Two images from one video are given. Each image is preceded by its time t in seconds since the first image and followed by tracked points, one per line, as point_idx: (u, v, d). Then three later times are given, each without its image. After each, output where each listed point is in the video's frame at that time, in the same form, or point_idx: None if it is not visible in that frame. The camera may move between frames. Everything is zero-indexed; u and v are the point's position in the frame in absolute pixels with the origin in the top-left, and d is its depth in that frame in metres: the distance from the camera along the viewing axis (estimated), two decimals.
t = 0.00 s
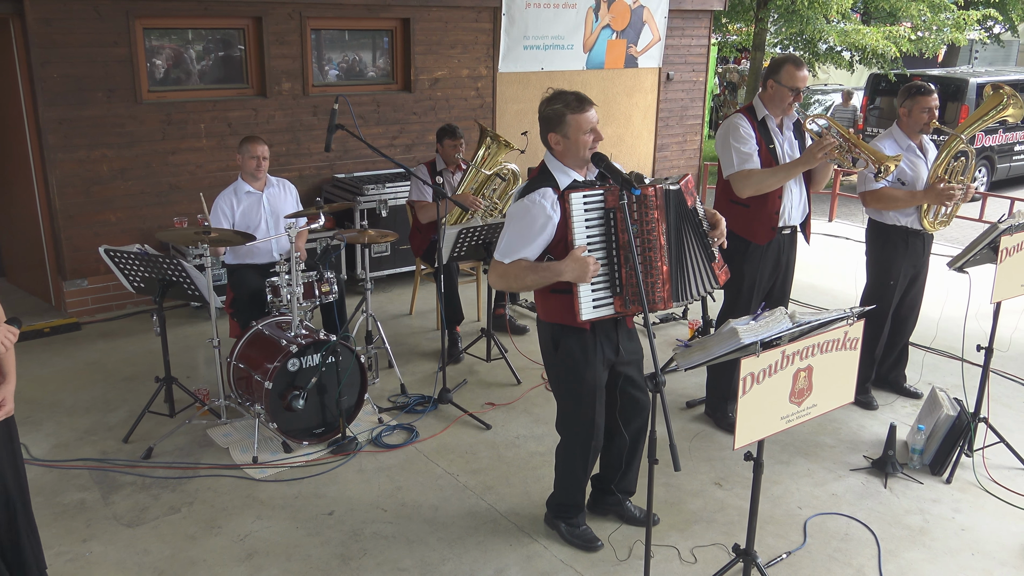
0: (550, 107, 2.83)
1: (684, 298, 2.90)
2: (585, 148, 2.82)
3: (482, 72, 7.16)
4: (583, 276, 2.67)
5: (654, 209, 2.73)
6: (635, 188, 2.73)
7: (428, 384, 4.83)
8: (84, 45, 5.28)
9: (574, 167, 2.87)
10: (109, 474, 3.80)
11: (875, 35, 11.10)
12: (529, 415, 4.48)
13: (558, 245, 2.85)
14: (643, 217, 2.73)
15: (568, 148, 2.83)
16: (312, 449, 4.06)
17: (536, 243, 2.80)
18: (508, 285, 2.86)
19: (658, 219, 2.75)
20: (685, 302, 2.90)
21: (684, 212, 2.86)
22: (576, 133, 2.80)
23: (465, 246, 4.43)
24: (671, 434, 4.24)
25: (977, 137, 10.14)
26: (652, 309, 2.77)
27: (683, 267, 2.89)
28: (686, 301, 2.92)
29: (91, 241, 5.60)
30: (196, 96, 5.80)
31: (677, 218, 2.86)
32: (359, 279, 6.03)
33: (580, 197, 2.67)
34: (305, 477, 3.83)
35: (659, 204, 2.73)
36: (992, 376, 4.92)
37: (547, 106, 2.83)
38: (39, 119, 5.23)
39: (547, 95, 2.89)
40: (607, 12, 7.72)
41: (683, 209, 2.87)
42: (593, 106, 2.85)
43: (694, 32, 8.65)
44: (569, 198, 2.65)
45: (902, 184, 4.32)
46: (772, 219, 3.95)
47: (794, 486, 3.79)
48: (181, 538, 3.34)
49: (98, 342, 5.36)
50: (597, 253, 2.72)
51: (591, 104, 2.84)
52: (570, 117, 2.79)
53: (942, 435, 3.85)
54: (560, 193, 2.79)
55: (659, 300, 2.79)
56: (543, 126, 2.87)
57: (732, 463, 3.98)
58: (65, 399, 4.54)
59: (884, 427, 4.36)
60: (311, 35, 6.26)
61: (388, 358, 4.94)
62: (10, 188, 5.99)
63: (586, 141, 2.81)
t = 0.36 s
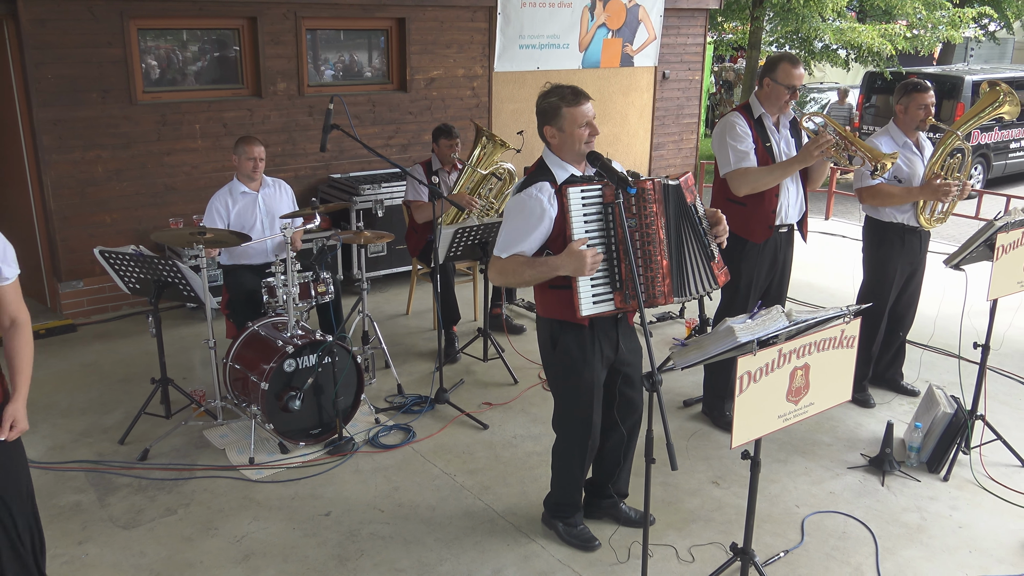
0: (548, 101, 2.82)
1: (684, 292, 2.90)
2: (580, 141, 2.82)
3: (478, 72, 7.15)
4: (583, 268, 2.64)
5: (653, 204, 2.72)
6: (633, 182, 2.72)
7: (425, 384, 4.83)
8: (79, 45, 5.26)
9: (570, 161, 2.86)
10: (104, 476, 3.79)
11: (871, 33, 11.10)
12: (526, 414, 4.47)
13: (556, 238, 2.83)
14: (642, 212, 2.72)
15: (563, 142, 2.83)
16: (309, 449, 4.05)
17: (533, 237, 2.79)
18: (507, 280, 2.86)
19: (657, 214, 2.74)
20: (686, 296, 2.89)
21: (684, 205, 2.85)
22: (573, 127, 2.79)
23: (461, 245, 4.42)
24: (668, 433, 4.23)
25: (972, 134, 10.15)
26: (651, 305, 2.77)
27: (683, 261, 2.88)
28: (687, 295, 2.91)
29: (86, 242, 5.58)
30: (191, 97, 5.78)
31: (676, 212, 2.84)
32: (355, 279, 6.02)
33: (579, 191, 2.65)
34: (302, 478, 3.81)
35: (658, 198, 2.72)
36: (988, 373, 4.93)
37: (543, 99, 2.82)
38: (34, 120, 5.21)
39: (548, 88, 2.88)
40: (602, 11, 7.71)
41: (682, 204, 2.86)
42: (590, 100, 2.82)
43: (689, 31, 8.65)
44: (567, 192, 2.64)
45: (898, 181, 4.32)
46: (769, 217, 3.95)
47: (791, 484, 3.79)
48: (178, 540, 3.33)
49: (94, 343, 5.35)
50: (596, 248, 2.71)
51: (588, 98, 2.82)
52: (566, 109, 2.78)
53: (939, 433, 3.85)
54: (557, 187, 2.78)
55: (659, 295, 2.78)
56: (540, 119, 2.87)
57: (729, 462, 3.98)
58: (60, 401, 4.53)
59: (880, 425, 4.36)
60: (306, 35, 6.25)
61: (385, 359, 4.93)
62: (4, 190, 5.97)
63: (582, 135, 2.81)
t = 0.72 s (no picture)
0: (562, 91, 2.80)
1: (681, 292, 2.88)
2: (583, 138, 2.80)
3: (475, 70, 7.14)
4: (578, 261, 2.64)
5: (654, 200, 2.71)
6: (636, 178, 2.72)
7: (424, 383, 4.83)
8: (75, 45, 5.25)
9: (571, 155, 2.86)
10: (103, 475, 3.79)
11: (868, 30, 11.10)
12: (525, 413, 4.47)
13: (557, 225, 2.83)
14: (643, 208, 2.72)
15: (566, 135, 2.83)
16: (307, 448, 4.05)
17: (532, 222, 2.80)
18: (504, 265, 2.84)
19: (658, 211, 2.73)
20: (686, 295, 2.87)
21: (686, 206, 2.83)
22: (578, 124, 2.78)
23: (460, 244, 4.42)
24: (667, 431, 4.23)
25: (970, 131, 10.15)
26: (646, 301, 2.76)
27: (682, 261, 2.87)
28: (684, 296, 2.89)
29: (84, 242, 5.57)
30: (188, 97, 5.77)
31: (678, 212, 2.83)
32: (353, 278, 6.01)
33: (580, 183, 2.70)
34: (300, 477, 3.81)
35: (659, 195, 2.72)
36: (987, 370, 4.93)
37: (558, 88, 2.81)
38: (31, 120, 5.20)
39: (567, 79, 2.85)
40: (599, 10, 7.70)
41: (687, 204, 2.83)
42: (603, 103, 2.80)
43: (687, 28, 8.64)
44: (569, 182, 2.68)
45: (897, 178, 4.31)
46: (766, 215, 3.94)
47: (790, 482, 3.79)
48: (176, 540, 3.32)
49: (92, 343, 5.34)
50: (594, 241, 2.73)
51: (601, 99, 2.80)
52: (575, 105, 2.77)
53: (938, 430, 3.85)
54: (560, 176, 2.79)
55: (654, 293, 2.77)
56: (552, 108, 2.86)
57: (728, 459, 3.98)
58: (59, 400, 4.52)
59: (879, 422, 4.36)
60: (304, 34, 6.24)
61: (384, 357, 4.93)
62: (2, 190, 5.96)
63: (586, 135, 2.78)
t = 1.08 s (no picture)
0: (577, 90, 2.82)
1: (684, 295, 2.87)
2: (597, 137, 2.80)
3: (475, 68, 7.14)
4: (579, 259, 2.65)
5: (660, 202, 2.70)
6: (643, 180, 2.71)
7: (424, 381, 4.83)
8: (75, 44, 5.24)
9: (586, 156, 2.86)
10: (104, 474, 3.79)
11: (868, 27, 11.09)
12: (525, 411, 4.47)
13: (563, 224, 2.83)
14: (648, 209, 2.71)
15: (580, 134, 2.84)
16: (307, 447, 4.05)
17: (539, 218, 2.79)
18: (508, 258, 2.86)
19: (663, 214, 2.72)
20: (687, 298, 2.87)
21: (693, 208, 2.83)
22: (591, 121, 2.78)
23: (460, 242, 4.42)
24: (668, 429, 4.23)
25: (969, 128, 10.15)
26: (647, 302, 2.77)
27: (687, 265, 2.85)
28: (686, 298, 2.89)
29: (84, 241, 5.56)
30: (188, 96, 5.77)
31: (685, 215, 2.82)
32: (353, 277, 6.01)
33: (588, 182, 2.69)
34: (302, 476, 3.81)
35: (665, 198, 2.71)
36: (987, 367, 4.93)
37: (574, 87, 2.82)
38: (30, 119, 5.20)
39: (584, 78, 2.87)
40: (599, 8, 7.68)
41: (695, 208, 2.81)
42: (618, 101, 2.80)
43: (686, 26, 8.63)
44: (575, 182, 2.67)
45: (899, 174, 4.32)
46: (766, 213, 3.94)
47: (791, 479, 3.79)
48: (177, 539, 3.33)
49: (92, 342, 5.34)
50: (599, 240, 2.73)
51: (616, 98, 2.80)
52: (590, 104, 2.77)
53: (938, 427, 3.85)
54: (569, 175, 2.79)
55: (654, 294, 2.78)
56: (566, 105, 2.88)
57: (729, 457, 3.98)
58: (59, 400, 4.52)
59: (880, 419, 4.37)
60: (303, 32, 6.24)
61: (384, 356, 4.93)
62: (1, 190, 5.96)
63: (598, 133, 2.79)
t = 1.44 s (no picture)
0: (587, 92, 2.84)
1: (699, 291, 2.88)
2: (608, 138, 2.83)
3: (476, 67, 7.14)
4: (596, 262, 2.67)
5: (672, 201, 2.71)
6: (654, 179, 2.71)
7: (425, 380, 4.83)
8: (76, 41, 5.24)
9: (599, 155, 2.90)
10: (104, 472, 3.79)
11: (869, 27, 11.09)
12: (526, 410, 4.48)
13: (579, 226, 2.86)
14: (660, 208, 2.72)
15: (592, 135, 2.86)
16: (309, 445, 4.06)
17: (556, 221, 2.84)
18: (524, 260, 2.89)
19: (675, 212, 2.73)
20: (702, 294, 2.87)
21: (705, 204, 2.82)
22: (603, 122, 2.81)
23: (461, 241, 4.42)
24: (668, 428, 4.24)
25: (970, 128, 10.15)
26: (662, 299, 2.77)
27: (701, 261, 2.86)
28: (701, 294, 2.89)
29: (84, 239, 5.56)
30: (188, 94, 5.77)
31: (697, 212, 2.82)
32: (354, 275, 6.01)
33: (601, 184, 2.69)
34: (303, 474, 3.82)
35: (676, 196, 2.71)
36: (987, 367, 4.94)
37: (583, 90, 2.85)
38: (31, 116, 5.20)
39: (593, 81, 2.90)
40: (600, 7, 7.69)
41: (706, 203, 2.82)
42: (628, 101, 2.83)
43: (687, 26, 8.63)
44: (587, 184, 2.69)
45: (901, 174, 4.32)
46: (765, 213, 3.95)
47: (791, 479, 3.79)
48: (178, 537, 3.33)
49: (93, 340, 5.34)
50: (614, 240, 2.73)
51: (626, 99, 2.83)
52: (600, 105, 2.79)
53: (938, 426, 3.86)
54: (582, 176, 2.83)
55: (669, 292, 2.78)
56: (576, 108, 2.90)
57: (729, 456, 3.98)
58: (60, 398, 4.53)
59: (879, 419, 4.37)
60: (304, 31, 6.24)
61: (385, 354, 4.93)
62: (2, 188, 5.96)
63: (609, 134, 2.82)
